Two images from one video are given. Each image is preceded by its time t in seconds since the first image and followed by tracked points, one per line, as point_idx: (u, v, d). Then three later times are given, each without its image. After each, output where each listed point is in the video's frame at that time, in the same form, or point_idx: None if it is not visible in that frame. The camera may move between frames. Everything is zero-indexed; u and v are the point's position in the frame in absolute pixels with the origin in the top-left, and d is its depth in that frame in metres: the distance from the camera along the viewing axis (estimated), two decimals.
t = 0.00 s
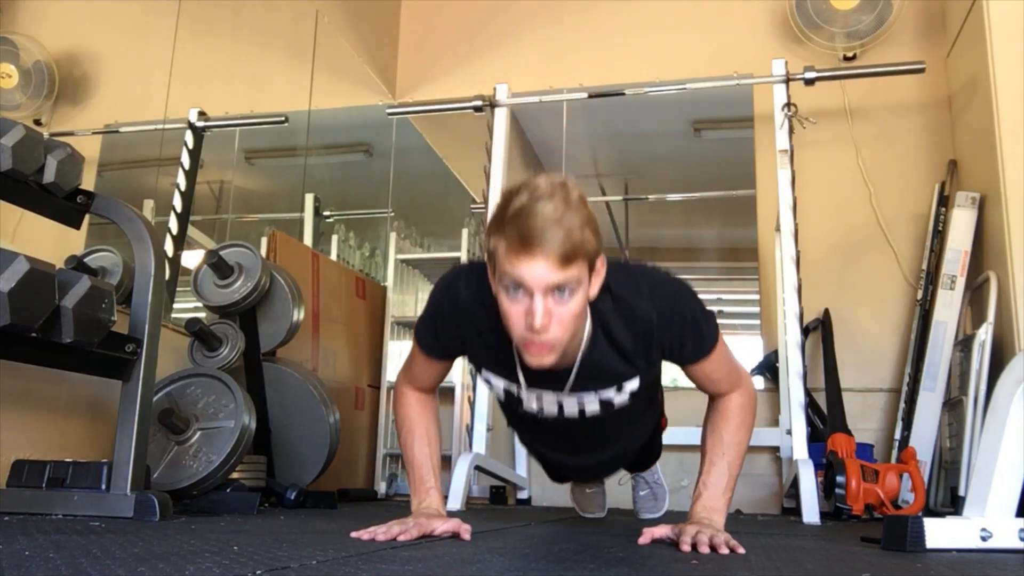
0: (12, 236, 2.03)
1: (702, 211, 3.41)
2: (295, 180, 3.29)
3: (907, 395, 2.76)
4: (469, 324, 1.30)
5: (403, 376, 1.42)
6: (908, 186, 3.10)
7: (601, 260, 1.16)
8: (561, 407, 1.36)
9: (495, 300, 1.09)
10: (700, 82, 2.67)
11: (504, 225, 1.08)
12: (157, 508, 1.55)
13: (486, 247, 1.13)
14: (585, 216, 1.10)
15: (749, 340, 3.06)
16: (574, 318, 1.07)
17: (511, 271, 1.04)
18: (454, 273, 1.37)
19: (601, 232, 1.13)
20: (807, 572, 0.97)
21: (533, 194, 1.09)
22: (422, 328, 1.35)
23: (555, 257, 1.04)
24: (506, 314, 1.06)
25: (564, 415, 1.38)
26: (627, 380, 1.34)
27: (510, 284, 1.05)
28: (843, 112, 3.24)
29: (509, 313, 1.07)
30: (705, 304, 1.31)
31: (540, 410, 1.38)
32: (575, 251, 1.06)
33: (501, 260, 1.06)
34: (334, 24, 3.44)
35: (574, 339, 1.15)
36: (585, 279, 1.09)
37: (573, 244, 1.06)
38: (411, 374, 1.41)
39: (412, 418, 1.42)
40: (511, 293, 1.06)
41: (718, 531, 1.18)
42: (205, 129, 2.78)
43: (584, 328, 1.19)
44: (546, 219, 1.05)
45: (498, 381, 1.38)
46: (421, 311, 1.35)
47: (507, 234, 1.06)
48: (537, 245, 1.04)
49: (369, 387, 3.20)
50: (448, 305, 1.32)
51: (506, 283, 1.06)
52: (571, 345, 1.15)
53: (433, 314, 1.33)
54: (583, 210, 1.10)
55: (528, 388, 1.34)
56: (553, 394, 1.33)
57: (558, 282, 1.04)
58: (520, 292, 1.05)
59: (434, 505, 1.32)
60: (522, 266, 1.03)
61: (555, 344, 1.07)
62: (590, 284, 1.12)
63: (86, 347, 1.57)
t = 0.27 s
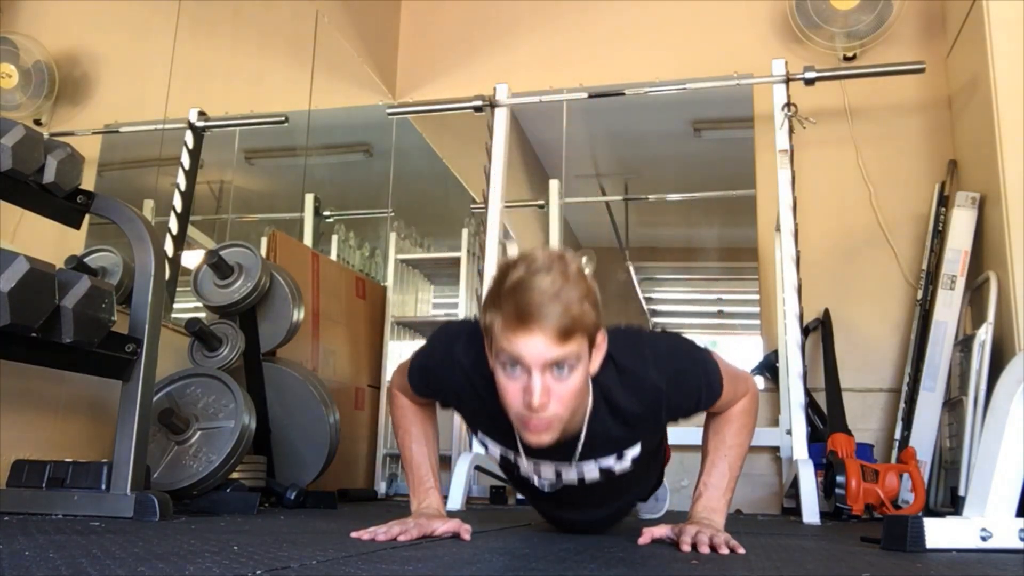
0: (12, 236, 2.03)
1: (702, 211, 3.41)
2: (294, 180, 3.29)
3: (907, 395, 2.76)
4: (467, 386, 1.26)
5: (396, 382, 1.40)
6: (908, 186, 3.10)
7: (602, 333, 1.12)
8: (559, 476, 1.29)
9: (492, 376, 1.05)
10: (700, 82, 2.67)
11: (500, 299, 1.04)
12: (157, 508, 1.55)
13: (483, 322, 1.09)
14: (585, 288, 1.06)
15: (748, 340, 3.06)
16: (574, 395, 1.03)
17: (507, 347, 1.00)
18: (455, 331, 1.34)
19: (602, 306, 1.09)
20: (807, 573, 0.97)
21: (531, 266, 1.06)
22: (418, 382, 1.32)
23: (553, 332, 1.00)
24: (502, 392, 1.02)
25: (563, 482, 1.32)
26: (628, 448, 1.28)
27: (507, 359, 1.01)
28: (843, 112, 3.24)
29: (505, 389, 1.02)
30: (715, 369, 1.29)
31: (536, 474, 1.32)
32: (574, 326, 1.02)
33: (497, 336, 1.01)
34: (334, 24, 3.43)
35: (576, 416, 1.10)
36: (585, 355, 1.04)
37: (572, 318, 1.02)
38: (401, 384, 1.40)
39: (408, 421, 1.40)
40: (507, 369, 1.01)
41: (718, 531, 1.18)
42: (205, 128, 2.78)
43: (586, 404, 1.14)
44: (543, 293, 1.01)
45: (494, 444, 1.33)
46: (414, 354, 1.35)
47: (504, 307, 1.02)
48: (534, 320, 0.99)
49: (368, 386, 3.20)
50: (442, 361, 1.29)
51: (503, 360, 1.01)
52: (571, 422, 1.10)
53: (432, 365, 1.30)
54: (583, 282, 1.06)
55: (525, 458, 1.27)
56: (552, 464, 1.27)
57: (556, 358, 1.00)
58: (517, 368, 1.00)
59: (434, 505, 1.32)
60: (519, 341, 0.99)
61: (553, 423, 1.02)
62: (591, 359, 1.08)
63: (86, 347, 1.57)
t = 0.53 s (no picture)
0: (12, 235, 2.03)
1: (702, 211, 3.41)
2: (294, 180, 3.29)
3: (906, 394, 2.76)
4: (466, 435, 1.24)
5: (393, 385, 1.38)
6: (908, 186, 3.10)
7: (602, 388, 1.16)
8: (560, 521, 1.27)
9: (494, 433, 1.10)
10: (700, 82, 2.67)
11: (500, 358, 1.10)
12: (157, 508, 1.55)
13: (484, 379, 1.15)
14: (582, 346, 1.12)
15: (749, 340, 3.07)
16: (573, 452, 1.08)
17: (506, 405, 1.05)
18: (455, 374, 1.32)
19: (601, 364, 1.14)
20: (807, 573, 0.97)
21: (530, 325, 1.11)
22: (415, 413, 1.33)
23: (550, 391, 1.05)
24: (502, 450, 1.07)
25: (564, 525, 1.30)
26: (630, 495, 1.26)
27: (507, 417, 1.06)
28: (843, 112, 3.24)
29: (506, 446, 1.07)
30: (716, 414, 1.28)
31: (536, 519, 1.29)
32: (571, 384, 1.07)
33: (497, 396, 1.07)
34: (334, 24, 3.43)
35: (579, 470, 1.13)
36: (584, 411, 1.09)
37: (570, 378, 1.07)
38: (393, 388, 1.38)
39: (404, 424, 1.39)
40: (508, 426, 1.07)
41: (718, 531, 1.18)
42: (205, 129, 2.78)
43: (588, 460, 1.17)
44: (540, 352, 1.07)
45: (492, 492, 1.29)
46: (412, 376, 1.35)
47: (502, 367, 1.08)
48: (533, 380, 1.05)
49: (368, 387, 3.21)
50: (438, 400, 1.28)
51: (503, 417, 1.07)
52: (575, 476, 1.14)
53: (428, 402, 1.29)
54: (581, 341, 1.12)
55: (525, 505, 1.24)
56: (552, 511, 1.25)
57: (553, 415, 1.05)
58: (516, 425, 1.06)
59: (435, 505, 1.33)
60: (517, 400, 1.05)
61: (555, 481, 1.07)
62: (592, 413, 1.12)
63: (86, 347, 1.57)
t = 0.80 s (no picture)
0: (12, 235, 2.03)
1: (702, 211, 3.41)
2: (294, 180, 3.28)
3: (906, 394, 2.76)
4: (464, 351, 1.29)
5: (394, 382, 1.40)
6: (908, 186, 3.10)
7: (602, 288, 1.15)
8: (558, 446, 1.37)
9: (491, 325, 1.08)
10: (700, 82, 2.67)
11: (500, 248, 1.08)
12: (157, 508, 1.55)
13: (485, 275, 1.12)
14: (585, 240, 1.09)
15: (749, 340, 3.08)
16: (572, 344, 1.05)
17: (506, 292, 1.03)
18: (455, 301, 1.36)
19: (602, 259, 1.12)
20: (807, 573, 0.97)
21: (532, 217, 1.09)
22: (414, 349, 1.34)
23: (549, 279, 1.03)
24: (502, 340, 1.04)
25: (562, 452, 1.40)
26: (623, 419, 1.34)
27: (505, 306, 1.04)
28: (843, 112, 3.24)
29: (503, 335, 1.05)
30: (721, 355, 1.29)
31: (536, 444, 1.39)
32: (570, 273, 1.05)
33: (497, 282, 1.05)
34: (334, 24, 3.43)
35: (576, 371, 1.12)
36: (584, 304, 1.07)
37: (570, 265, 1.05)
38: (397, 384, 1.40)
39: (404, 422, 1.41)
40: (505, 317, 1.04)
41: (718, 531, 1.18)
42: (204, 128, 2.78)
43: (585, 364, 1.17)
44: (540, 241, 1.05)
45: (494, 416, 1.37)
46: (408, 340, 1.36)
47: (502, 256, 1.06)
48: (535, 264, 1.03)
49: (368, 387, 3.20)
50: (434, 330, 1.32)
51: (503, 304, 1.04)
52: (573, 377, 1.12)
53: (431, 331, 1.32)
54: (583, 234, 1.09)
55: (525, 427, 1.34)
56: (551, 435, 1.35)
57: (552, 304, 1.03)
58: (514, 314, 1.03)
59: (434, 505, 1.32)
60: (515, 288, 1.03)
61: (552, 372, 1.05)
62: (591, 311, 1.10)
63: (86, 347, 1.57)
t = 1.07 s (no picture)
0: (12, 235, 2.03)
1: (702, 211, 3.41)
2: (294, 180, 3.28)
3: (906, 394, 2.76)
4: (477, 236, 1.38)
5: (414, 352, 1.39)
6: (908, 186, 3.10)
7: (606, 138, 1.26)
8: (564, 321, 1.40)
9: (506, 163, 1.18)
10: (700, 82, 2.67)
11: (513, 90, 1.18)
12: (157, 508, 1.55)
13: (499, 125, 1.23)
14: (591, 82, 1.19)
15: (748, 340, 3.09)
16: (580, 175, 1.16)
17: (520, 126, 1.14)
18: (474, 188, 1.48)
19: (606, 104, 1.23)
20: (807, 572, 0.97)
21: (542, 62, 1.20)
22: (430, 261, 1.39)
23: (558, 111, 1.13)
24: (516, 173, 1.15)
25: (568, 332, 1.42)
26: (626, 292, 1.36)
27: (519, 140, 1.14)
28: (843, 112, 3.24)
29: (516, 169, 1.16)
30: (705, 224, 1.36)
31: (543, 326, 1.42)
32: (578, 107, 1.15)
33: (512, 120, 1.15)
34: (334, 24, 3.44)
35: (583, 209, 1.23)
36: (590, 140, 1.17)
37: (577, 102, 1.15)
38: (424, 345, 1.39)
39: (422, 403, 1.38)
40: (519, 150, 1.15)
41: (718, 530, 1.18)
42: (204, 129, 2.72)
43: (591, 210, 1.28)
44: (550, 80, 1.15)
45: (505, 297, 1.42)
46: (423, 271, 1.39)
47: (516, 96, 1.17)
48: (545, 101, 1.14)
49: (368, 387, 3.20)
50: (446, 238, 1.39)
51: (517, 139, 1.15)
52: (579, 218, 1.23)
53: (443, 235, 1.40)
54: (590, 77, 1.19)
55: (533, 298, 1.39)
56: (557, 303, 1.37)
57: (562, 135, 1.13)
58: (527, 147, 1.14)
59: (435, 505, 1.31)
60: (529, 121, 1.13)
61: (562, 202, 1.15)
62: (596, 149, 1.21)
63: (86, 347, 1.57)
